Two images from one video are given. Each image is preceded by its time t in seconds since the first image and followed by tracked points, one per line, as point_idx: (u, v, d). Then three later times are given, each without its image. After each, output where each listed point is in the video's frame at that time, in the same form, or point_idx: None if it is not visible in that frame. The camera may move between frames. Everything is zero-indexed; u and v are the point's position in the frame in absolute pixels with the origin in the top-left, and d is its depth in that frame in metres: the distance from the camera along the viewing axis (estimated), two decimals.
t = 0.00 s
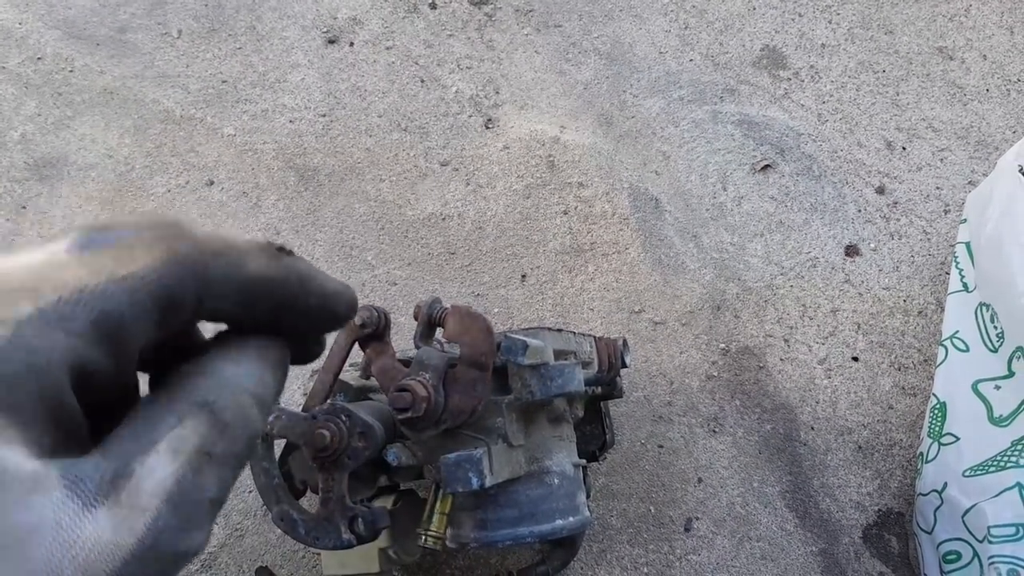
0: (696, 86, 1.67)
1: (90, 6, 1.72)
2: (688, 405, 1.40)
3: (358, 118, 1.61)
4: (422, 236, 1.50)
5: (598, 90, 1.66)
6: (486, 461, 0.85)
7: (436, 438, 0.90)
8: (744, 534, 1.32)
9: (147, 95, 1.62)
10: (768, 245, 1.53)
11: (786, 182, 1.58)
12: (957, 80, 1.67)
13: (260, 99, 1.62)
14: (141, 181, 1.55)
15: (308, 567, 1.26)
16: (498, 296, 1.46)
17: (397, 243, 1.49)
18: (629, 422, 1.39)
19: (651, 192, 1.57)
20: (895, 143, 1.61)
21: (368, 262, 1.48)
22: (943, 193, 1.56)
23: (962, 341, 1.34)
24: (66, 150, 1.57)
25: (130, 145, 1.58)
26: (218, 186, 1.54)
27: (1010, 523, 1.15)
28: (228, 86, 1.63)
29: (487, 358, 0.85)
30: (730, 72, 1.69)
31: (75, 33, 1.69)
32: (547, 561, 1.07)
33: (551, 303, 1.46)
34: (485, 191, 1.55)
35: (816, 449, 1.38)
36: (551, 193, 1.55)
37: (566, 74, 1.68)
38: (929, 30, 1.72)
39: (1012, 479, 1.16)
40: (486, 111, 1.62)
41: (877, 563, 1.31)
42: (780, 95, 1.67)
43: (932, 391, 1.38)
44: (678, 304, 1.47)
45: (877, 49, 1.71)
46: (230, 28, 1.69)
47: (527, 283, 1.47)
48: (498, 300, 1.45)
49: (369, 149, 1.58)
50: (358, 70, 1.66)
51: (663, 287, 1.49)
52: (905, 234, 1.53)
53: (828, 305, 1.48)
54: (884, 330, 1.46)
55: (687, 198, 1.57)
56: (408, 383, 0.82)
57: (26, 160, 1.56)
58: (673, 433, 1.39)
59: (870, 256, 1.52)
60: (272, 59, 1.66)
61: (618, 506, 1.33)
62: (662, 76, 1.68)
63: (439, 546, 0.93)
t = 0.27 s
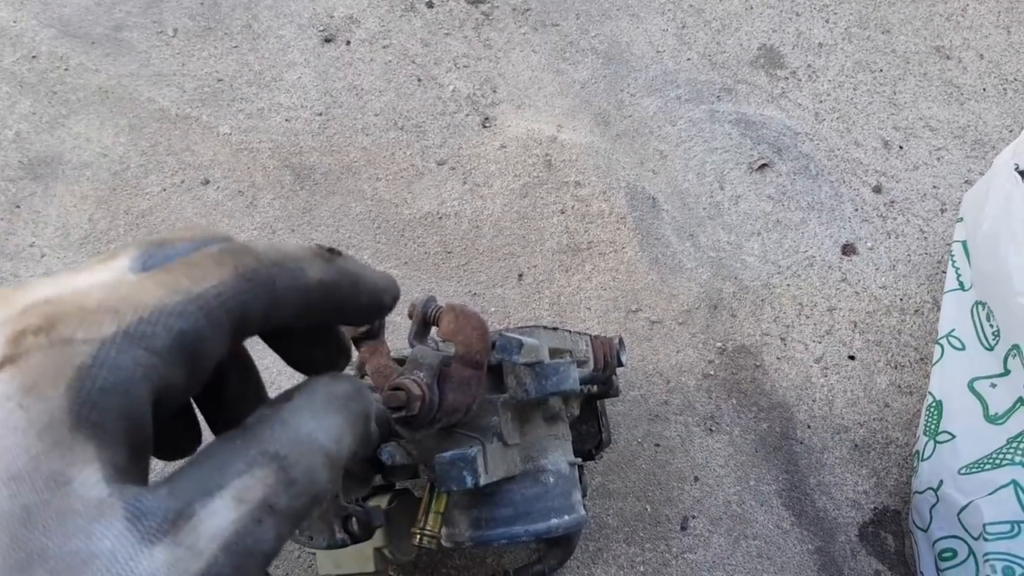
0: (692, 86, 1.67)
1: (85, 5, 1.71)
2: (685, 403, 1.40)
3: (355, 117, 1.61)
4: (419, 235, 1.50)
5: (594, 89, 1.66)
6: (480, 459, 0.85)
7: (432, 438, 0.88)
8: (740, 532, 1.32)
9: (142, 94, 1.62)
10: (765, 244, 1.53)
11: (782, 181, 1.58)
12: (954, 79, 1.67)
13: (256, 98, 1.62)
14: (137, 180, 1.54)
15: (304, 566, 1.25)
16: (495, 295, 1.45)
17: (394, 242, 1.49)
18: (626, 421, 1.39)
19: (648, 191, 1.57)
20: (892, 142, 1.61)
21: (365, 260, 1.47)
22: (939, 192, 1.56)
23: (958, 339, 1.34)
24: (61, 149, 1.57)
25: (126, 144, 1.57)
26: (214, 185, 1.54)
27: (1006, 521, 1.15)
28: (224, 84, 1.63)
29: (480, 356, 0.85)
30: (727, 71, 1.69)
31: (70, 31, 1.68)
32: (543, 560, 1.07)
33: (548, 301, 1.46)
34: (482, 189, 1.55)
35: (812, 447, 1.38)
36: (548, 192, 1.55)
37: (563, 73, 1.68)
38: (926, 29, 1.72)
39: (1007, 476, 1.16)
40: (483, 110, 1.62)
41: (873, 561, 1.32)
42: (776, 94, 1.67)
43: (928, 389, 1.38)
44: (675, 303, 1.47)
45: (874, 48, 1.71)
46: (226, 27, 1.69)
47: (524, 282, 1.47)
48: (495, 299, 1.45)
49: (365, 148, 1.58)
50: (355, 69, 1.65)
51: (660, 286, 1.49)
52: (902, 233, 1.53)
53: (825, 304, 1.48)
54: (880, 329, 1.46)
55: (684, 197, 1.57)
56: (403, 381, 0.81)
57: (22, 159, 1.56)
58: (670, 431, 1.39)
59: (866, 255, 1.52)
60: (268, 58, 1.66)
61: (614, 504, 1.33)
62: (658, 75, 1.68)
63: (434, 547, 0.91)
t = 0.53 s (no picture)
0: (690, 87, 1.67)
1: (85, 8, 1.72)
2: (683, 404, 1.40)
3: (354, 119, 1.61)
4: (417, 236, 1.50)
5: (593, 91, 1.67)
6: (479, 458, 0.85)
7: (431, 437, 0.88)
8: (739, 533, 1.32)
9: (142, 97, 1.62)
10: (763, 245, 1.53)
11: (781, 182, 1.59)
12: (952, 80, 1.67)
13: (255, 100, 1.62)
14: (136, 183, 1.55)
15: (303, 567, 1.26)
16: (494, 296, 1.46)
17: (392, 244, 1.49)
18: (624, 422, 1.39)
19: (646, 192, 1.57)
20: (890, 143, 1.61)
21: (363, 262, 1.48)
22: (938, 193, 1.56)
23: (957, 340, 1.34)
24: (61, 151, 1.58)
25: (125, 146, 1.58)
26: (213, 187, 1.54)
27: (1005, 521, 1.15)
28: (223, 87, 1.64)
29: (481, 357, 0.83)
30: (725, 72, 1.69)
31: (69, 35, 1.69)
32: (541, 560, 1.07)
33: (546, 303, 1.46)
34: (480, 191, 1.55)
35: (811, 448, 1.38)
36: (546, 193, 1.55)
37: (561, 75, 1.68)
38: (924, 30, 1.72)
39: (1006, 477, 1.17)
40: (481, 112, 1.62)
41: (872, 562, 1.31)
42: (774, 95, 1.67)
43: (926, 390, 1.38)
44: (673, 304, 1.47)
45: (872, 49, 1.71)
46: (225, 30, 1.69)
47: (522, 283, 1.47)
48: (494, 300, 1.45)
49: (364, 150, 1.58)
50: (353, 72, 1.66)
51: (658, 287, 1.49)
52: (900, 234, 1.53)
53: (823, 305, 1.48)
54: (879, 330, 1.46)
55: (683, 199, 1.57)
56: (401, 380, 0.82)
57: (22, 162, 1.57)
58: (668, 432, 1.39)
59: (865, 255, 1.52)
60: (267, 60, 1.66)
61: (613, 505, 1.33)
62: (657, 77, 1.68)
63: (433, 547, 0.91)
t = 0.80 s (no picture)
0: (691, 89, 1.67)
1: (85, 11, 1.72)
2: (684, 407, 1.40)
3: (353, 122, 1.61)
4: (417, 239, 1.50)
5: (593, 93, 1.66)
6: (481, 465, 0.84)
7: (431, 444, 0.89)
8: (741, 537, 1.32)
9: (141, 100, 1.62)
10: (764, 247, 1.53)
11: (781, 184, 1.58)
12: (952, 81, 1.67)
13: (255, 103, 1.62)
14: (136, 186, 1.54)
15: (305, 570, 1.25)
16: (494, 299, 1.45)
17: (392, 246, 1.49)
18: (625, 425, 1.39)
19: (647, 194, 1.57)
20: (891, 144, 1.61)
21: (363, 265, 1.47)
22: (938, 195, 1.56)
23: (959, 343, 1.34)
24: (61, 154, 1.57)
25: (125, 149, 1.58)
26: (213, 190, 1.54)
27: (1008, 526, 1.14)
28: (223, 90, 1.63)
29: (480, 362, 0.83)
30: (725, 74, 1.69)
31: (69, 38, 1.68)
32: (543, 565, 1.06)
33: (546, 306, 1.45)
34: (480, 194, 1.55)
35: (812, 451, 1.38)
36: (546, 196, 1.55)
37: (561, 77, 1.68)
38: (924, 32, 1.72)
39: (1010, 481, 1.16)
40: (481, 114, 1.62)
41: (875, 566, 1.31)
42: (775, 97, 1.66)
43: (929, 392, 1.38)
44: (674, 307, 1.47)
45: (872, 51, 1.71)
46: (224, 33, 1.69)
47: (522, 286, 1.47)
48: (494, 303, 1.45)
49: (364, 153, 1.58)
50: (353, 74, 1.65)
51: (658, 290, 1.48)
52: (901, 236, 1.53)
53: (825, 307, 1.48)
54: (880, 332, 1.46)
55: (683, 201, 1.56)
56: (402, 388, 0.81)
57: (21, 165, 1.56)
58: (670, 435, 1.38)
59: (866, 258, 1.52)
60: (266, 63, 1.66)
61: (614, 509, 1.33)
62: (657, 79, 1.68)
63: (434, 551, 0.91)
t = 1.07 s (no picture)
0: (703, 91, 1.66)
1: (93, 6, 1.71)
2: (693, 414, 1.39)
3: (362, 121, 1.60)
4: (426, 240, 1.49)
5: (603, 95, 1.65)
6: (492, 488, 0.83)
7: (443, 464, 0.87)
8: (748, 545, 1.31)
9: (150, 96, 1.61)
10: (775, 253, 1.51)
11: (793, 189, 1.57)
12: (966, 86, 1.65)
13: (264, 100, 1.61)
14: (144, 183, 1.54)
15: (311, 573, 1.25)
16: (502, 302, 1.45)
17: (400, 247, 1.48)
18: (633, 431, 1.38)
19: (657, 197, 1.56)
20: (904, 150, 1.60)
21: (372, 266, 1.47)
22: (951, 202, 1.54)
23: (971, 351, 1.33)
24: (69, 150, 1.57)
25: (133, 146, 1.57)
26: (221, 188, 1.53)
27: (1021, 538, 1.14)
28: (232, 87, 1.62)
29: (492, 388, 0.81)
30: (738, 77, 1.67)
31: (78, 33, 1.68)
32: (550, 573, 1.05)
33: (555, 309, 1.45)
34: (489, 195, 1.54)
35: (822, 459, 1.37)
36: (556, 198, 1.54)
37: (572, 78, 1.67)
38: (939, 36, 1.70)
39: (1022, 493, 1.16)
40: (491, 115, 1.61)
41: None
42: (787, 101, 1.65)
43: (939, 401, 1.36)
44: (683, 312, 1.46)
45: (886, 55, 1.69)
46: (234, 29, 1.68)
47: (531, 289, 1.46)
48: (502, 306, 1.44)
49: (373, 152, 1.57)
50: (362, 73, 1.64)
51: (668, 294, 1.47)
52: (913, 243, 1.52)
53: (836, 314, 1.47)
54: (891, 340, 1.45)
55: (694, 204, 1.55)
56: (413, 412, 0.80)
57: (29, 160, 1.56)
58: (678, 442, 1.37)
59: (877, 264, 1.51)
60: (276, 60, 1.65)
61: (622, 515, 1.33)
62: (668, 81, 1.67)
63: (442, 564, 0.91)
